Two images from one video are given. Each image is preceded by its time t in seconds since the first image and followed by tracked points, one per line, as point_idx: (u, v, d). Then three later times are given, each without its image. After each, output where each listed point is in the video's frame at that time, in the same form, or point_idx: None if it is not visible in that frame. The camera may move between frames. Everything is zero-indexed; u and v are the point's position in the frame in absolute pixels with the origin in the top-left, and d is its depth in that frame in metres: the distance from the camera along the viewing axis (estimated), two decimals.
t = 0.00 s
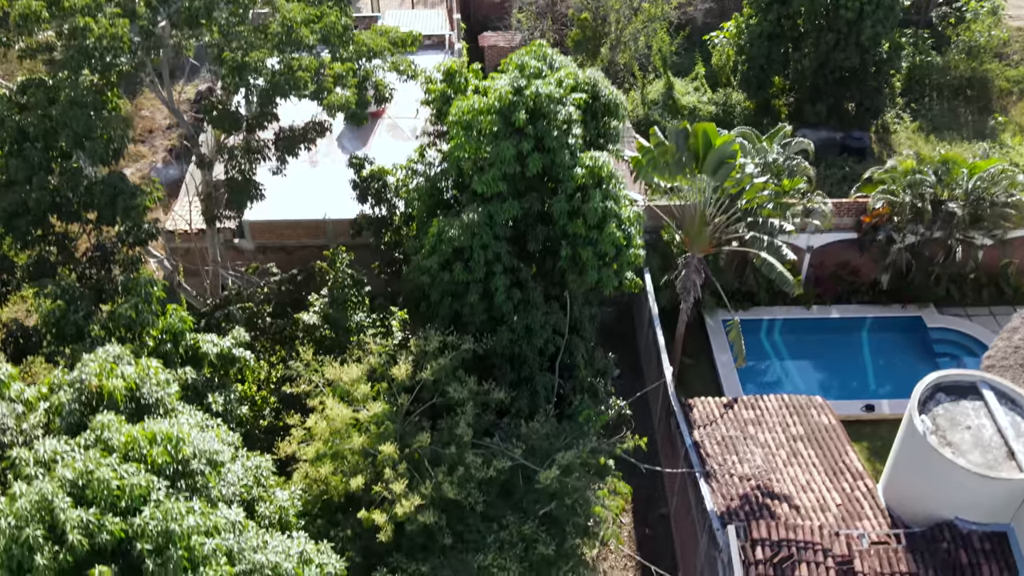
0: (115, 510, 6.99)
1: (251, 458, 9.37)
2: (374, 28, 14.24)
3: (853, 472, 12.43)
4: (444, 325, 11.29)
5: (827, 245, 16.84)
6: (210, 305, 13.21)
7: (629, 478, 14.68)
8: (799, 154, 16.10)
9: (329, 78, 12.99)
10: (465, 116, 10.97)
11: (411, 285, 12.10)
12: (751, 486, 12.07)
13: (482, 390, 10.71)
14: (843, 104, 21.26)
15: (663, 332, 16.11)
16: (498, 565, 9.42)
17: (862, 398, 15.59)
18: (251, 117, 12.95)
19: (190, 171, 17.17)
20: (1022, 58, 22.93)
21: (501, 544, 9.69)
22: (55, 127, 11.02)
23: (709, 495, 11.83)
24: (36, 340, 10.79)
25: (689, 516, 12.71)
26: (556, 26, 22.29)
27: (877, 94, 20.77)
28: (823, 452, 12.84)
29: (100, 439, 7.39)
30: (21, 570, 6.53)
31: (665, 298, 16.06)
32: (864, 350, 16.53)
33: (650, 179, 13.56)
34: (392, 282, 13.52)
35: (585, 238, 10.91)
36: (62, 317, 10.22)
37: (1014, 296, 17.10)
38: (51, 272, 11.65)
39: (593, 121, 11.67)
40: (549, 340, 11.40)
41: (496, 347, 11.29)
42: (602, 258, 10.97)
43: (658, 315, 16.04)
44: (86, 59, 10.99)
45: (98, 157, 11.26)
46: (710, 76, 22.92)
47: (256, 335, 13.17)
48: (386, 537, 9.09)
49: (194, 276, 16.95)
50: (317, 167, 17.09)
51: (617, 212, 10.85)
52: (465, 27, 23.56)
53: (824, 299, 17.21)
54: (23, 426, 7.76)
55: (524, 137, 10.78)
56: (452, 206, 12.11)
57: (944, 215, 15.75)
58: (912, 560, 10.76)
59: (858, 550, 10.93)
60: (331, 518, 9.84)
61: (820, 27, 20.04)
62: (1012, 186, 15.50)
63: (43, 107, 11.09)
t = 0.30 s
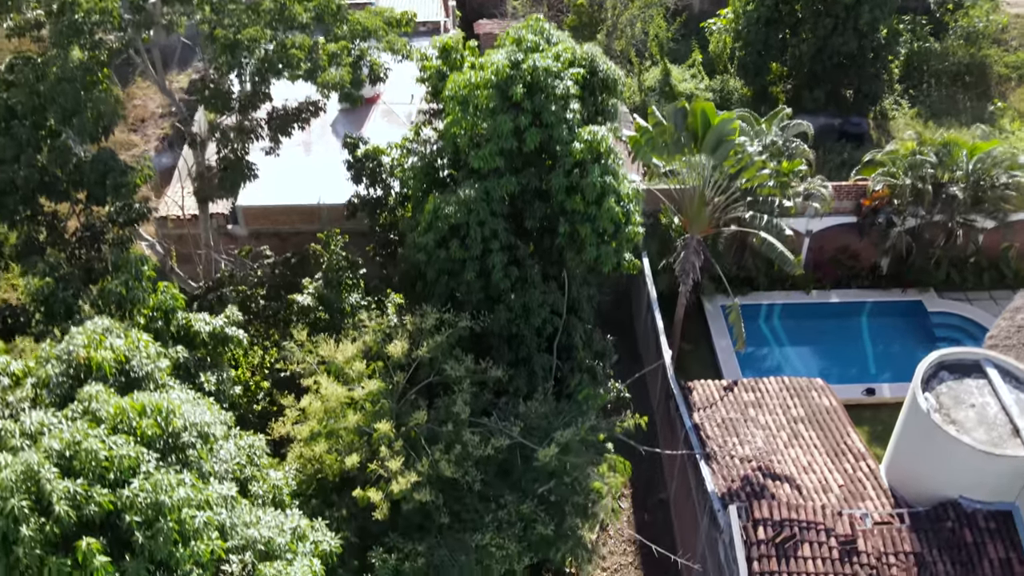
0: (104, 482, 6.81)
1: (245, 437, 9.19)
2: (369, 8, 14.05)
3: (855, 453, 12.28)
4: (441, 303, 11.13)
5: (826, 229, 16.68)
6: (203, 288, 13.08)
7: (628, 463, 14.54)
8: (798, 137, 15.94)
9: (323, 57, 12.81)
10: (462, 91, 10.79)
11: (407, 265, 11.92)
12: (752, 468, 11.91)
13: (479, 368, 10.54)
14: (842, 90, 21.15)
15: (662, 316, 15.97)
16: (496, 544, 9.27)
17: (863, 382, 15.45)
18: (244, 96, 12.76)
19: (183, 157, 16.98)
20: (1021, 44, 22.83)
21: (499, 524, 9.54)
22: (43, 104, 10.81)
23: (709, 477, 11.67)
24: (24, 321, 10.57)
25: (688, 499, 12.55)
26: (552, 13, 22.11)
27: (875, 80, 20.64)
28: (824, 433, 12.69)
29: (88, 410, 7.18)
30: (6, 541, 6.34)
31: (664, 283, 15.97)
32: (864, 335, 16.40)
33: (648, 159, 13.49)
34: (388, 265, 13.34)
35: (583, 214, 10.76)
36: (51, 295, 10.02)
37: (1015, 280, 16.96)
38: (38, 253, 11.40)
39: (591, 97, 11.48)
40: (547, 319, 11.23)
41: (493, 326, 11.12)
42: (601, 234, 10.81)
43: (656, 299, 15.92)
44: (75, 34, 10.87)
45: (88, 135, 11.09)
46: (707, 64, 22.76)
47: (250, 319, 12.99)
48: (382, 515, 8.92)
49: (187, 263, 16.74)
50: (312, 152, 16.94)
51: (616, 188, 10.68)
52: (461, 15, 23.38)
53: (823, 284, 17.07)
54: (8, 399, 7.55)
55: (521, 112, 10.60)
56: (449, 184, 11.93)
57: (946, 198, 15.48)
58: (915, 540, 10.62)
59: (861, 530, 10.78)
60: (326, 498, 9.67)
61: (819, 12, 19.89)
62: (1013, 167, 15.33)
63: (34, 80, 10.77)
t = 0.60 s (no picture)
0: (93, 455, 6.64)
1: (239, 417, 9.03)
2: None
3: (860, 437, 12.12)
4: (440, 284, 10.96)
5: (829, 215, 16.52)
6: (199, 271, 12.94)
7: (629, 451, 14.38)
8: (801, 123, 15.65)
9: (320, 37, 12.65)
10: (460, 68, 10.62)
11: (405, 246, 11.74)
12: (755, 452, 11.74)
13: (478, 349, 10.37)
14: (843, 79, 21.00)
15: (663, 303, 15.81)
16: (495, 525, 9.11)
17: (866, 368, 15.30)
18: (240, 77, 12.59)
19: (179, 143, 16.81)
20: None
21: (499, 506, 9.37)
22: (37, 81, 10.68)
23: (712, 461, 11.50)
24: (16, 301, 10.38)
25: (690, 485, 12.39)
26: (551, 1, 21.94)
27: (877, 68, 20.49)
28: (828, 418, 12.53)
29: (78, 382, 7.00)
30: None
31: (665, 269, 15.81)
32: (867, 321, 16.22)
33: (650, 142, 13.42)
34: (386, 249, 13.16)
35: (584, 192, 10.61)
36: (43, 273, 9.87)
37: (1019, 267, 16.80)
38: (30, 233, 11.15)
39: (591, 75, 11.32)
40: (547, 300, 11.06)
41: (493, 307, 10.95)
42: (601, 214, 10.66)
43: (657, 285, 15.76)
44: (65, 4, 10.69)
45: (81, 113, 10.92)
46: (707, 53, 22.60)
47: (247, 303, 12.81)
48: (379, 494, 8.77)
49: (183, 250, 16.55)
50: (310, 138, 16.78)
51: (617, 166, 10.52)
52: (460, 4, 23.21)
53: (826, 271, 16.91)
54: None
55: (521, 88, 10.44)
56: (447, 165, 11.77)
57: (948, 182, 15.36)
58: (921, 523, 10.45)
59: (866, 513, 10.62)
60: (322, 479, 9.50)
61: None
62: (1017, 152, 15.15)
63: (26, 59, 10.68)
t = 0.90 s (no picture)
0: (78, 425, 6.44)
1: (232, 395, 8.84)
2: None
3: (864, 422, 11.93)
4: (437, 263, 10.78)
5: (831, 202, 16.45)
6: (193, 253, 12.75)
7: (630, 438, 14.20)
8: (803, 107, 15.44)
9: (316, 17, 12.46)
10: (457, 43, 10.42)
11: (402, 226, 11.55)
12: (758, 436, 11.54)
13: (475, 328, 10.18)
14: (846, 67, 20.81)
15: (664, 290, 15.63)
16: (493, 506, 8.92)
17: (870, 355, 15.12)
18: (235, 57, 12.40)
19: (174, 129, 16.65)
20: None
21: (497, 486, 9.18)
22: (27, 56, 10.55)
23: (714, 445, 11.31)
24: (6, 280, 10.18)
25: (692, 470, 12.22)
26: None
27: (880, 55, 20.29)
28: (832, 402, 12.34)
29: (63, 351, 6.79)
30: None
31: (665, 255, 15.61)
32: (870, 309, 16.04)
33: (651, 123, 13.16)
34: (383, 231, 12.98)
35: (584, 169, 10.41)
36: (30, 249, 9.65)
37: None
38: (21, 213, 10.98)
39: (591, 52, 11.12)
40: (546, 280, 10.87)
41: (491, 287, 10.76)
42: (601, 191, 10.48)
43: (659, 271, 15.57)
44: None
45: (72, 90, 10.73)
46: (709, 42, 22.41)
47: (242, 285, 12.61)
48: (374, 473, 8.60)
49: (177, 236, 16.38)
50: (306, 123, 16.62)
51: (617, 142, 10.32)
52: None
53: (829, 258, 16.72)
54: None
55: (519, 63, 10.23)
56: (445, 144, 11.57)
57: (953, 165, 15.09)
58: (927, 506, 10.26)
59: (871, 496, 10.43)
60: (317, 460, 9.31)
61: None
62: None
63: (13, 34, 10.50)
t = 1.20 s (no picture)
0: (62, 394, 6.22)
1: (224, 373, 8.63)
2: None
3: (869, 404, 11.73)
4: (434, 241, 10.58)
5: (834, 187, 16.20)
6: (187, 235, 12.57)
7: (631, 424, 14.01)
8: (806, 89, 15.27)
9: None
10: (455, 15, 10.20)
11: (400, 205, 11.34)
12: (761, 419, 11.33)
13: (473, 305, 9.99)
14: (848, 55, 20.63)
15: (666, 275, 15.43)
16: (491, 485, 8.72)
17: (873, 341, 14.93)
18: (230, 35, 12.19)
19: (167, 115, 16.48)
20: None
21: (495, 466, 8.97)
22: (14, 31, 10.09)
23: (716, 428, 11.09)
24: None
25: (693, 454, 12.02)
26: None
27: (883, 42, 20.11)
28: (836, 385, 12.14)
29: (46, 318, 6.55)
30: None
31: (667, 240, 15.41)
32: (873, 294, 15.91)
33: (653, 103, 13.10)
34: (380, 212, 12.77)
35: (583, 145, 10.22)
36: (18, 224, 9.41)
37: None
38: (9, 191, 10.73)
39: (591, 27, 10.93)
40: (545, 259, 10.67)
41: (489, 265, 10.57)
42: (601, 167, 10.32)
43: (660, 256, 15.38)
44: None
45: (62, 65, 10.48)
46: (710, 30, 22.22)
47: (236, 267, 12.38)
48: (369, 450, 8.40)
49: (171, 222, 16.21)
50: (302, 107, 16.44)
51: (618, 117, 10.13)
52: None
53: (831, 244, 16.54)
54: None
55: (518, 35, 10.02)
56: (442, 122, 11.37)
57: (958, 148, 14.86)
58: (934, 488, 10.05)
59: (876, 478, 10.22)
60: (310, 438, 9.11)
61: None
62: None
63: None
